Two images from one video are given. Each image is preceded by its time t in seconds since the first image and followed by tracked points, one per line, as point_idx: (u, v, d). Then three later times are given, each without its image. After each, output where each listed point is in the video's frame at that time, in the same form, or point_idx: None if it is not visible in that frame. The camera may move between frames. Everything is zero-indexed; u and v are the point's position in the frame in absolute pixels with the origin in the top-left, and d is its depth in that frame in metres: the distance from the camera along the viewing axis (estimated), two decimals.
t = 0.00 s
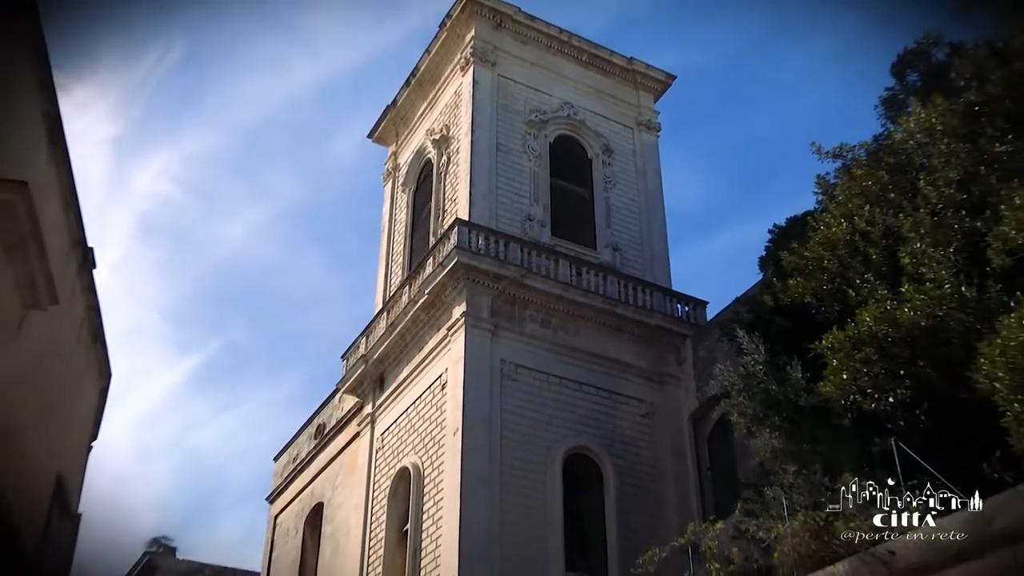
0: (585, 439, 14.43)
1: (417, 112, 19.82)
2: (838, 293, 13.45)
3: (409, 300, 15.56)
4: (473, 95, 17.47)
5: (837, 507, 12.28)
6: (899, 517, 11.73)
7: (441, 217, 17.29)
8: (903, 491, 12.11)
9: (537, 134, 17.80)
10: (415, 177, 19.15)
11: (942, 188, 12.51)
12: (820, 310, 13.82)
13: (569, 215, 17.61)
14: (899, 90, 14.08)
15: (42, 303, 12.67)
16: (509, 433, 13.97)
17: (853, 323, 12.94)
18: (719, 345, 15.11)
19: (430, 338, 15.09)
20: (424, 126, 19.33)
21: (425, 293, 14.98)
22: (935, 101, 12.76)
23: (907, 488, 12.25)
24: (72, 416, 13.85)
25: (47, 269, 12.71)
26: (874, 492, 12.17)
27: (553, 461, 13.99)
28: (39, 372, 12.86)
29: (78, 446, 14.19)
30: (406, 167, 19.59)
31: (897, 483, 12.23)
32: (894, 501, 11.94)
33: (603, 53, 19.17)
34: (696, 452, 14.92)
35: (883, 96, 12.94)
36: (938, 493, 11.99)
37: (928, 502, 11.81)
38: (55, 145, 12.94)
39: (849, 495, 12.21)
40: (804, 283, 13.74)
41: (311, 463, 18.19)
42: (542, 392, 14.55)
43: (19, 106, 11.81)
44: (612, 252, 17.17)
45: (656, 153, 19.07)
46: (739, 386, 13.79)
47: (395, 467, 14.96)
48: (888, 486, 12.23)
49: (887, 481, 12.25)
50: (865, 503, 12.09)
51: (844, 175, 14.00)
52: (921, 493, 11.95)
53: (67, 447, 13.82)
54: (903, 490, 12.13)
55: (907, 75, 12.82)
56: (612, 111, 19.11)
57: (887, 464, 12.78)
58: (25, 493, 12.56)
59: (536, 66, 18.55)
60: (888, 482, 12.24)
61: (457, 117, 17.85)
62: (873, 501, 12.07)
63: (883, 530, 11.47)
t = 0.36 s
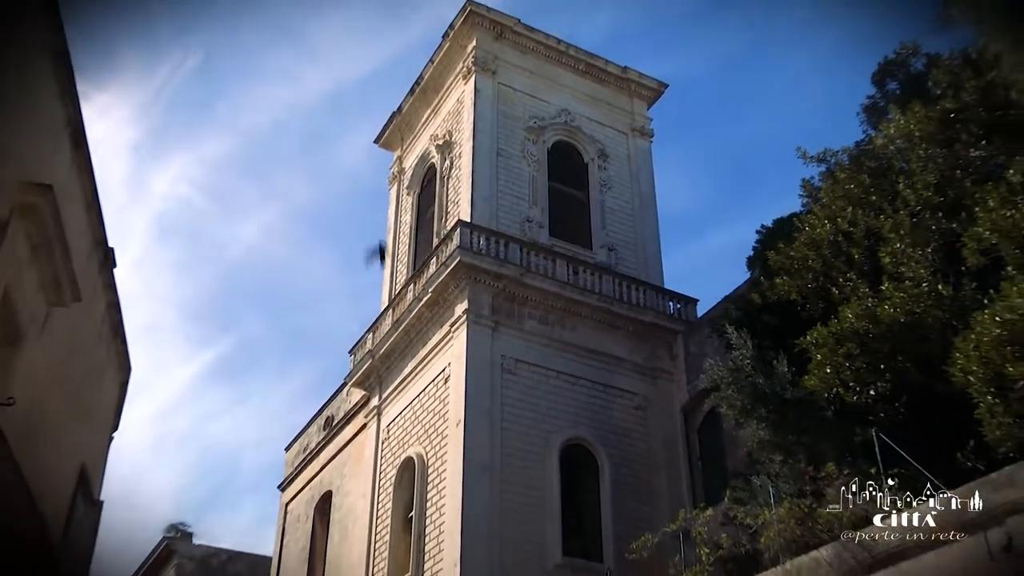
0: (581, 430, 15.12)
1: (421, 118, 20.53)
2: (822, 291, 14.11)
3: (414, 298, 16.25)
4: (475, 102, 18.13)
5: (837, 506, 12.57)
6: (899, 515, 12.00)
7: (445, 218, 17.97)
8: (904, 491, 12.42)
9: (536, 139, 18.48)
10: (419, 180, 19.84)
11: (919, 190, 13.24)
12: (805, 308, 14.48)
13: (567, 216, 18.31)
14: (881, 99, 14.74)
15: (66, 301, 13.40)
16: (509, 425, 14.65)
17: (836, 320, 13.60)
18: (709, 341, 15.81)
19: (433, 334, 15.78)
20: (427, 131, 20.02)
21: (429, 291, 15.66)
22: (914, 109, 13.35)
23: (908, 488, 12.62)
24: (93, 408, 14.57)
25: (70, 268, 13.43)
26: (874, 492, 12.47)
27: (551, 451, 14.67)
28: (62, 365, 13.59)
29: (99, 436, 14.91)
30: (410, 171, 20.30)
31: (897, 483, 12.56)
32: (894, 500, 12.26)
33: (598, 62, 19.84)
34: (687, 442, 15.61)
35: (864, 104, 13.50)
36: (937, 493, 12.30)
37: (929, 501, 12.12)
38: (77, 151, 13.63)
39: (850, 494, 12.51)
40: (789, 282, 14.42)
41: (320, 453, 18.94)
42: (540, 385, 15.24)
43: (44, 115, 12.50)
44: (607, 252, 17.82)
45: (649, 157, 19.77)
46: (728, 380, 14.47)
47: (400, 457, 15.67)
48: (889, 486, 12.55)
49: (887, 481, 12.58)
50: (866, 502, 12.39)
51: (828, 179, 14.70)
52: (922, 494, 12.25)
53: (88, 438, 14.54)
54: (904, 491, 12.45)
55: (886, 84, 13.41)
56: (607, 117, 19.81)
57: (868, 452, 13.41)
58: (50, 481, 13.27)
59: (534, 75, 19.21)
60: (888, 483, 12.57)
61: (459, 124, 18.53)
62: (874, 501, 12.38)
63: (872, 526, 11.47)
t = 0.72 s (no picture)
0: (576, 421, 15.88)
1: (425, 124, 21.28)
2: (805, 290, 14.82)
3: (417, 295, 16.99)
4: (476, 107, 18.80)
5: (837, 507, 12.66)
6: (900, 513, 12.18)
7: (446, 220, 18.68)
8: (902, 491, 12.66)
9: (534, 144, 19.20)
10: (422, 183, 20.58)
11: (898, 194, 13.94)
12: (789, 305, 15.20)
13: (564, 218, 19.06)
14: (862, 108, 15.51)
15: (87, 298, 14.13)
16: (508, 416, 15.36)
17: (818, 317, 14.31)
18: (697, 337, 16.58)
19: (436, 330, 16.52)
20: (430, 137, 20.77)
21: (432, 290, 16.38)
22: (893, 116, 14.24)
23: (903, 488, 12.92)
24: (114, 401, 15.33)
25: (92, 267, 14.17)
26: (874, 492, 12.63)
27: (548, 441, 15.41)
28: (85, 359, 14.33)
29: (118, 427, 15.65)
30: (414, 175, 21.03)
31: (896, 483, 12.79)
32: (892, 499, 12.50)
33: (593, 71, 20.61)
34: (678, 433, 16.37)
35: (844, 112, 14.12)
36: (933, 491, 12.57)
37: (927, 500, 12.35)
38: (97, 156, 14.36)
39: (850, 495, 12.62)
40: (774, 281, 15.17)
41: (328, 444, 19.75)
42: (538, 379, 15.97)
43: (65, 121, 13.22)
44: (602, 252, 18.53)
45: (642, 162, 20.57)
46: (716, 374, 15.21)
47: (404, 447, 16.41)
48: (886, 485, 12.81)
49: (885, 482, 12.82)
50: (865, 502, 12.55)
51: (811, 183, 15.48)
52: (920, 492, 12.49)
53: (108, 429, 15.29)
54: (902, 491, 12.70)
55: (866, 93, 13.99)
56: (601, 124, 20.59)
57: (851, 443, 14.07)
58: (73, 469, 14.01)
59: (532, 83, 19.93)
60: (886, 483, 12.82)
61: (461, 130, 19.23)
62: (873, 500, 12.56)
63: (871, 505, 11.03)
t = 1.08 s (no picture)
0: (573, 413, 16.65)
1: (429, 130, 22.05)
2: (791, 288, 15.55)
3: (421, 294, 17.76)
4: (477, 114, 19.50)
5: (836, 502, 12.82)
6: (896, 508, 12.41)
7: (449, 222, 19.42)
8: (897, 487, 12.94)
9: (533, 149, 19.94)
10: (426, 187, 21.33)
11: (879, 196, 14.64)
12: (776, 303, 15.92)
13: (562, 219, 19.83)
14: (845, 114, 16.26)
15: (107, 295, 14.85)
16: (508, 409, 16.09)
17: (804, 314, 15.03)
18: (688, 333, 17.37)
19: (439, 326, 17.28)
20: (434, 142, 21.53)
21: (436, 288, 17.14)
22: (874, 123, 14.99)
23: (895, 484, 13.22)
24: (133, 394, 16.09)
25: (112, 266, 14.89)
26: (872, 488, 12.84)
27: (546, 432, 16.16)
28: (106, 354, 15.07)
29: (137, 418, 16.42)
30: (418, 178, 21.79)
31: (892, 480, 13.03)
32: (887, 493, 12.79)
33: (590, 79, 21.38)
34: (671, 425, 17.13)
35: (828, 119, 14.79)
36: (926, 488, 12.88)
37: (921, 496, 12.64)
38: (117, 160, 15.10)
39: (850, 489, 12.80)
40: (761, 281, 15.92)
41: (337, 436, 20.56)
42: (537, 373, 16.72)
43: (86, 126, 13.92)
44: (597, 253, 19.25)
45: (636, 166, 21.36)
46: (707, 368, 15.95)
47: (409, 438, 17.18)
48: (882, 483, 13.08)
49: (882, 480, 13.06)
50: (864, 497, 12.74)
51: (796, 187, 16.26)
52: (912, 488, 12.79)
53: (128, 420, 16.05)
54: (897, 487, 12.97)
55: (849, 101, 14.67)
56: (597, 130, 21.37)
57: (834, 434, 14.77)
58: (94, 457, 14.76)
59: (531, 90, 20.68)
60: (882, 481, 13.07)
61: (463, 136, 19.96)
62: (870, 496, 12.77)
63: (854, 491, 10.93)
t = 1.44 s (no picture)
0: (570, 406, 17.45)
1: (432, 135, 22.85)
2: (778, 287, 16.33)
3: (426, 291, 18.57)
4: (478, 119, 20.24)
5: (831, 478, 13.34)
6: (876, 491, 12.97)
7: (451, 223, 20.19)
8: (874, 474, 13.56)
9: (532, 153, 20.71)
10: (430, 190, 22.11)
11: (861, 198, 15.36)
12: (764, 299, 16.70)
13: (560, 220, 20.60)
14: (828, 120, 17.05)
15: (126, 293, 15.60)
16: (509, 401, 16.86)
17: (790, 311, 15.78)
18: (680, 330, 18.20)
19: (443, 322, 18.08)
20: (437, 146, 22.30)
21: (439, 286, 17.93)
22: (856, 129, 15.75)
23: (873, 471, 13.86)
24: (151, 386, 16.88)
25: (131, 265, 15.64)
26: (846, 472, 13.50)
27: (545, 423, 16.94)
28: (125, 349, 15.83)
29: (155, 410, 17.23)
30: (422, 182, 22.59)
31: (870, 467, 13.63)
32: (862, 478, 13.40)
33: (586, 86, 22.19)
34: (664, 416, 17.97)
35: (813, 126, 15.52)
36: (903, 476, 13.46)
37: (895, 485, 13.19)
38: (136, 164, 15.85)
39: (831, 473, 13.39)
40: (751, 279, 16.68)
41: (344, 427, 21.46)
42: (536, 367, 17.50)
43: (106, 132, 14.64)
44: (594, 252, 20.04)
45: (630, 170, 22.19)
46: (698, 363, 16.72)
47: (413, 429, 17.98)
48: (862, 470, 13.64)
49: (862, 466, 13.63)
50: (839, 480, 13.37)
51: (783, 191, 17.06)
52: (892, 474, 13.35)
53: (145, 412, 16.83)
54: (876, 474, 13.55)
55: (833, 108, 15.42)
56: (593, 135, 22.20)
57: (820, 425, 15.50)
58: (115, 447, 15.49)
59: (530, 97, 21.46)
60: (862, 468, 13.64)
61: (465, 141, 20.72)
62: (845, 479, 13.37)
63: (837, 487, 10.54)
